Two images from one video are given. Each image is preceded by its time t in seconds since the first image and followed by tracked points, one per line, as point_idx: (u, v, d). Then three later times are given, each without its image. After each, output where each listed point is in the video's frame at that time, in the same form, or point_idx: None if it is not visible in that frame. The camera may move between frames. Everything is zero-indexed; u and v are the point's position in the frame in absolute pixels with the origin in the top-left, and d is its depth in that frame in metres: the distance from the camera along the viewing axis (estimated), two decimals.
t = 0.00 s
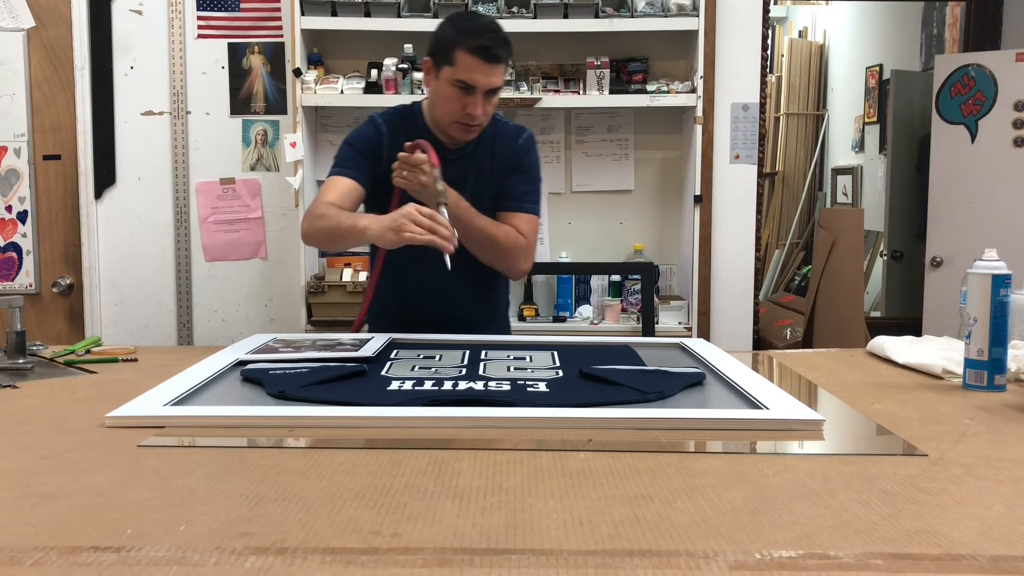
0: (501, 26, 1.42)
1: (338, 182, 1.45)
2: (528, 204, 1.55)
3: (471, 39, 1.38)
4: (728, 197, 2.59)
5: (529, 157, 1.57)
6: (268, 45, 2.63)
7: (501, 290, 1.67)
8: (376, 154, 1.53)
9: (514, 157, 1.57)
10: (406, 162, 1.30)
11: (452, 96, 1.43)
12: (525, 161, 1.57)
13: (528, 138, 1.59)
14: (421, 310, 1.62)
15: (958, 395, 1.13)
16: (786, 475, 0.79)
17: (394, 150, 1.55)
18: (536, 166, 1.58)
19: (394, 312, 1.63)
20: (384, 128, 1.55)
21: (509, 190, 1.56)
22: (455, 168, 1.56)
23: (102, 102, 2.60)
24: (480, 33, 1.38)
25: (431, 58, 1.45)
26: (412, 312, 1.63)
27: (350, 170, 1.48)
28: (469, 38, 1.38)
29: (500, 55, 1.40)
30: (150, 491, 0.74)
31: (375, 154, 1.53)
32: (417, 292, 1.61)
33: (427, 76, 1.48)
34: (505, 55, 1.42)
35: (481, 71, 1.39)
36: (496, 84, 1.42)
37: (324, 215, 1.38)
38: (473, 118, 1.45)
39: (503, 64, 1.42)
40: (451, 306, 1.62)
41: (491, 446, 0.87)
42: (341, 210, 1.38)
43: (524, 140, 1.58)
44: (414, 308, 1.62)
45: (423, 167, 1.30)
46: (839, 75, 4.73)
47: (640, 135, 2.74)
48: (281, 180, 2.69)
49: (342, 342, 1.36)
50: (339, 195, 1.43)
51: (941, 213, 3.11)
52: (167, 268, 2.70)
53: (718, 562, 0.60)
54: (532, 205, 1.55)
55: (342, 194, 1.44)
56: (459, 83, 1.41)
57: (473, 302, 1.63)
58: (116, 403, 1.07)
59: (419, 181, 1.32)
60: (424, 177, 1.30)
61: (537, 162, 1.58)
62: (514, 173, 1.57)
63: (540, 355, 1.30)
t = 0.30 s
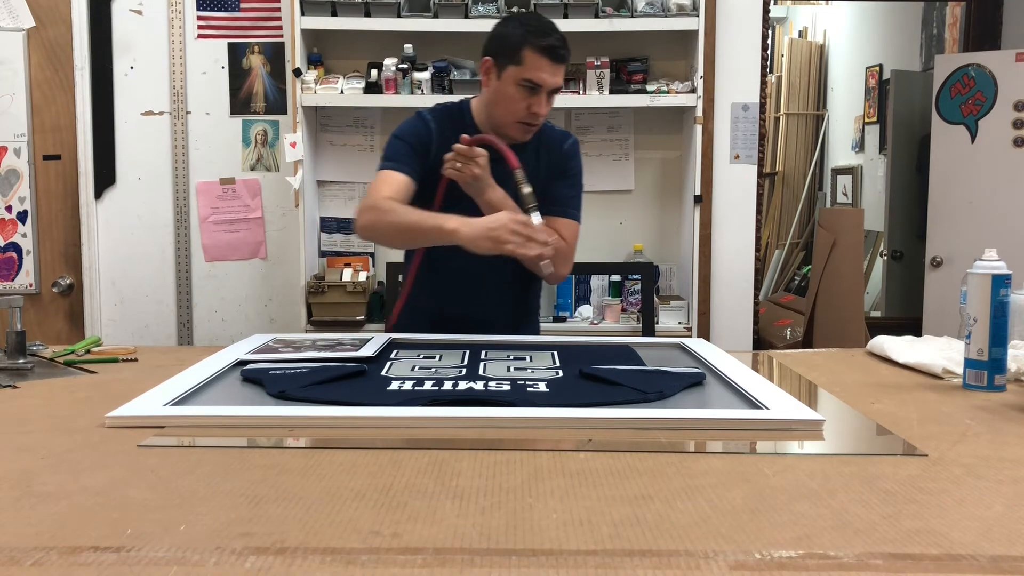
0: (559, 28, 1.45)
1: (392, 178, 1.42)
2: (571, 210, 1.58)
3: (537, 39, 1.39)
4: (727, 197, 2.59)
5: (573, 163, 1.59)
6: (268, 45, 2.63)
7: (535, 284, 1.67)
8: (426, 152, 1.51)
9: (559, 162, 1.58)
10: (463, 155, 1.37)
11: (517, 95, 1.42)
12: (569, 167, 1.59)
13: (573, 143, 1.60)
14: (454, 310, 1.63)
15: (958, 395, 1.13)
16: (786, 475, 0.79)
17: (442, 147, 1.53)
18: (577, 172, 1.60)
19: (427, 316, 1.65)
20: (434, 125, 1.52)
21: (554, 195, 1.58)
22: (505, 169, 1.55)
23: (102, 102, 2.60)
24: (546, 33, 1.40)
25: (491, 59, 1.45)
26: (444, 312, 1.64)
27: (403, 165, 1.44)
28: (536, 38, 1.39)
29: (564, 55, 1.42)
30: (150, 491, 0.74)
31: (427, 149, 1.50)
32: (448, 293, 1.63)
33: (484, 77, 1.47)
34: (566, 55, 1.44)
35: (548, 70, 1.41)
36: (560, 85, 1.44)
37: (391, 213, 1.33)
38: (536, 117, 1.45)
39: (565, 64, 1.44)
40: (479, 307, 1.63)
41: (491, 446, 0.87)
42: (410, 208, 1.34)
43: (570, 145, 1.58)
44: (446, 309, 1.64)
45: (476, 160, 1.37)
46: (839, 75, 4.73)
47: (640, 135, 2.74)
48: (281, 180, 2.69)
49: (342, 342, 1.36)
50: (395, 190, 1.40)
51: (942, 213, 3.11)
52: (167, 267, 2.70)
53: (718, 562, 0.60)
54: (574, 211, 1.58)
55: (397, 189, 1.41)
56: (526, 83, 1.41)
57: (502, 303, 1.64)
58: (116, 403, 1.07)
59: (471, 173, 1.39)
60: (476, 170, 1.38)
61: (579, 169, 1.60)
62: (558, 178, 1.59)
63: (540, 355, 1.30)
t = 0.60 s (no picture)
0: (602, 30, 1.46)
1: (445, 178, 1.39)
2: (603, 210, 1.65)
3: (586, 45, 1.40)
4: (727, 197, 2.59)
5: (601, 165, 1.65)
6: (268, 45, 2.63)
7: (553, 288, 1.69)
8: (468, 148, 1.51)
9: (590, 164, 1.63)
10: (518, 152, 1.38)
11: (563, 100, 1.45)
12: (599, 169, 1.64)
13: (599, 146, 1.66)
14: (474, 309, 1.64)
15: (958, 395, 1.13)
16: (786, 475, 0.79)
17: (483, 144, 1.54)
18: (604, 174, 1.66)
19: (449, 312, 1.65)
20: (474, 123, 1.53)
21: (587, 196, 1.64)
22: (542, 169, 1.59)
23: (102, 102, 2.60)
24: (594, 39, 1.41)
25: (537, 61, 1.44)
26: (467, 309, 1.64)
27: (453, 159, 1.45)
28: (584, 44, 1.40)
29: (610, 60, 1.43)
30: (150, 490, 0.74)
31: (469, 146, 1.51)
32: (470, 289, 1.63)
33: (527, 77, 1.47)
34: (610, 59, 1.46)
35: (596, 77, 1.42)
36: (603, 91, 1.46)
37: (465, 218, 1.32)
38: (579, 120, 1.49)
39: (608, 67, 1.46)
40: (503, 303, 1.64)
41: (491, 446, 0.87)
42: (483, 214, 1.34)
43: (599, 148, 1.64)
44: (464, 307, 1.64)
45: (531, 158, 1.39)
46: (839, 75, 4.73)
47: (640, 135, 2.74)
48: (281, 180, 2.70)
49: (342, 342, 1.36)
50: (452, 192, 1.38)
51: (942, 213, 3.11)
52: (167, 267, 2.70)
53: (718, 562, 0.60)
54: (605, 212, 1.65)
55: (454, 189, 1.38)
56: (573, 88, 1.42)
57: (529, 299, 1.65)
58: (116, 403, 1.07)
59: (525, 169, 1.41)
60: (530, 166, 1.40)
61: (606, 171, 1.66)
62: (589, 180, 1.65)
63: (540, 355, 1.30)
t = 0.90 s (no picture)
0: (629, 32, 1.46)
1: (481, 174, 1.40)
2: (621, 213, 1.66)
3: (613, 50, 1.41)
4: (727, 197, 2.59)
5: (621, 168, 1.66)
6: (268, 45, 2.63)
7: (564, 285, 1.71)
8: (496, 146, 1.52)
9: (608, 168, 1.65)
10: (546, 157, 1.40)
11: (588, 103, 1.46)
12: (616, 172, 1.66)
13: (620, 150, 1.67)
14: (488, 310, 1.65)
15: (958, 395, 1.13)
16: (786, 475, 0.79)
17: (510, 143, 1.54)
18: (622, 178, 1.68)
19: (458, 307, 1.65)
20: (500, 122, 1.54)
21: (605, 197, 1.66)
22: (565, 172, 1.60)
23: (102, 102, 2.60)
24: (621, 42, 1.42)
25: (564, 62, 1.45)
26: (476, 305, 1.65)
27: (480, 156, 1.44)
28: (612, 49, 1.41)
29: (636, 63, 1.44)
30: (150, 490, 0.74)
31: (497, 143, 1.51)
32: (482, 288, 1.64)
33: (554, 78, 1.48)
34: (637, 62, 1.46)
35: (622, 80, 1.43)
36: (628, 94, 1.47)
37: (502, 212, 1.31)
38: (603, 122, 1.50)
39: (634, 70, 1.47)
40: (514, 302, 1.64)
41: (491, 446, 0.87)
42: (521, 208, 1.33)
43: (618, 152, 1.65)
44: (479, 308, 1.65)
45: (560, 163, 1.41)
46: (839, 75, 4.73)
47: (640, 135, 2.74)
48: (281, 180, 2.70)
49: (342, 342, 1.36)
50: (486, 188, 1.39)
51: (942, 213, 3.11)
52: (167, 267, 2.70)
53: (718, 561, 0.60)
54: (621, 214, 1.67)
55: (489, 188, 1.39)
56: (598, 90, 1.43)
57: (540, 300, 1.66)
58: (116, 403, 1.07)
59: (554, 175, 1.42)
60: (559, 172, 1.42)
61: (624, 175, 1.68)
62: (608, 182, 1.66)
63: (540, 355, 1.30)
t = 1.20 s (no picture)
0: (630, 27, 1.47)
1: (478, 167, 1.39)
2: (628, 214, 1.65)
3: (607, 37, 1.41)
4: (727, 197, 2.59)
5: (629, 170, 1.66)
6: (268, 45, 2.63)
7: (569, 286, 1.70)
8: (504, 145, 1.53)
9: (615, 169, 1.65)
10: (545, 163, 1.40)
11: (585, 92, 1.44)
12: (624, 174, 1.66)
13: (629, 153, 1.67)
14: (491, 311, 1.65)
15: (958, 395, 1.13)
16: (786, 475, 0.79)
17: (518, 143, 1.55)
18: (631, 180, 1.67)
19: (462, 307, 1.65)
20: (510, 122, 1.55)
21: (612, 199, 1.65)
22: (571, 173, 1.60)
23: (102, 102, 2.60)
24: (616, 30, 1.42)
25: (562, 57, 1.47)
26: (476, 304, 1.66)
27: (487, 153, 1.45)
28: (605, 36, 1.42)
29: (633, 52, 1.43)
30: (150, 490, 0.74)
31: (505, 143, 1.52)
32: (486, 289, 1.64)
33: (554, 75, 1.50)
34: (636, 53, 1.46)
35: (617, 67, 1.42)
36: (628, 83, 1.45)
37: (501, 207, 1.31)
38: (605, 114, 1.47)
39: (634, 62, 1.45)
40: (518, 302, 1.64)
41: (491, 446, 0.87)
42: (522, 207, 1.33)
43: (626, 154, 1.65)
44: (483, 309, 1.65)
45: (560, 169, 1.41)
46: (839, 74, 4.73)
47: (640, 134, 2.74)
48: (281, 180, 2.70)
49: (342, 342, 1.36)
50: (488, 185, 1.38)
51: (943, 213, 3.11)
52: (167, 267, 2.70)
53: (718, 562, 0.60)
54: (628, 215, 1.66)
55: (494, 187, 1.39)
56: (593, 78, 1.43)
57: (544, 301, 1.66)
58: (116, 403, 1.07)
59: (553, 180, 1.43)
60: (558, 176, 1.43)
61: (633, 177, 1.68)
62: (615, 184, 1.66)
63: (540, 355, 1.30)
